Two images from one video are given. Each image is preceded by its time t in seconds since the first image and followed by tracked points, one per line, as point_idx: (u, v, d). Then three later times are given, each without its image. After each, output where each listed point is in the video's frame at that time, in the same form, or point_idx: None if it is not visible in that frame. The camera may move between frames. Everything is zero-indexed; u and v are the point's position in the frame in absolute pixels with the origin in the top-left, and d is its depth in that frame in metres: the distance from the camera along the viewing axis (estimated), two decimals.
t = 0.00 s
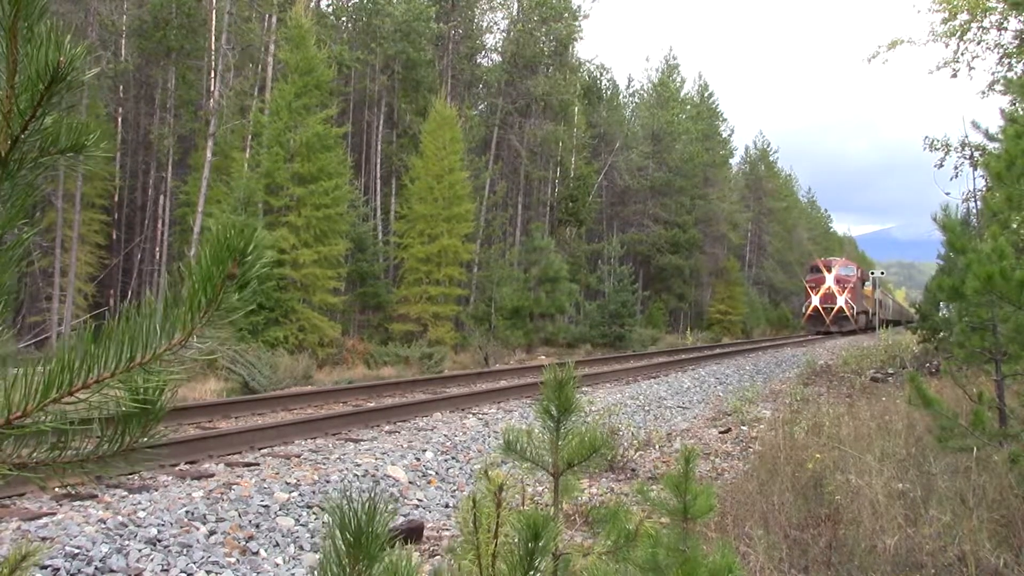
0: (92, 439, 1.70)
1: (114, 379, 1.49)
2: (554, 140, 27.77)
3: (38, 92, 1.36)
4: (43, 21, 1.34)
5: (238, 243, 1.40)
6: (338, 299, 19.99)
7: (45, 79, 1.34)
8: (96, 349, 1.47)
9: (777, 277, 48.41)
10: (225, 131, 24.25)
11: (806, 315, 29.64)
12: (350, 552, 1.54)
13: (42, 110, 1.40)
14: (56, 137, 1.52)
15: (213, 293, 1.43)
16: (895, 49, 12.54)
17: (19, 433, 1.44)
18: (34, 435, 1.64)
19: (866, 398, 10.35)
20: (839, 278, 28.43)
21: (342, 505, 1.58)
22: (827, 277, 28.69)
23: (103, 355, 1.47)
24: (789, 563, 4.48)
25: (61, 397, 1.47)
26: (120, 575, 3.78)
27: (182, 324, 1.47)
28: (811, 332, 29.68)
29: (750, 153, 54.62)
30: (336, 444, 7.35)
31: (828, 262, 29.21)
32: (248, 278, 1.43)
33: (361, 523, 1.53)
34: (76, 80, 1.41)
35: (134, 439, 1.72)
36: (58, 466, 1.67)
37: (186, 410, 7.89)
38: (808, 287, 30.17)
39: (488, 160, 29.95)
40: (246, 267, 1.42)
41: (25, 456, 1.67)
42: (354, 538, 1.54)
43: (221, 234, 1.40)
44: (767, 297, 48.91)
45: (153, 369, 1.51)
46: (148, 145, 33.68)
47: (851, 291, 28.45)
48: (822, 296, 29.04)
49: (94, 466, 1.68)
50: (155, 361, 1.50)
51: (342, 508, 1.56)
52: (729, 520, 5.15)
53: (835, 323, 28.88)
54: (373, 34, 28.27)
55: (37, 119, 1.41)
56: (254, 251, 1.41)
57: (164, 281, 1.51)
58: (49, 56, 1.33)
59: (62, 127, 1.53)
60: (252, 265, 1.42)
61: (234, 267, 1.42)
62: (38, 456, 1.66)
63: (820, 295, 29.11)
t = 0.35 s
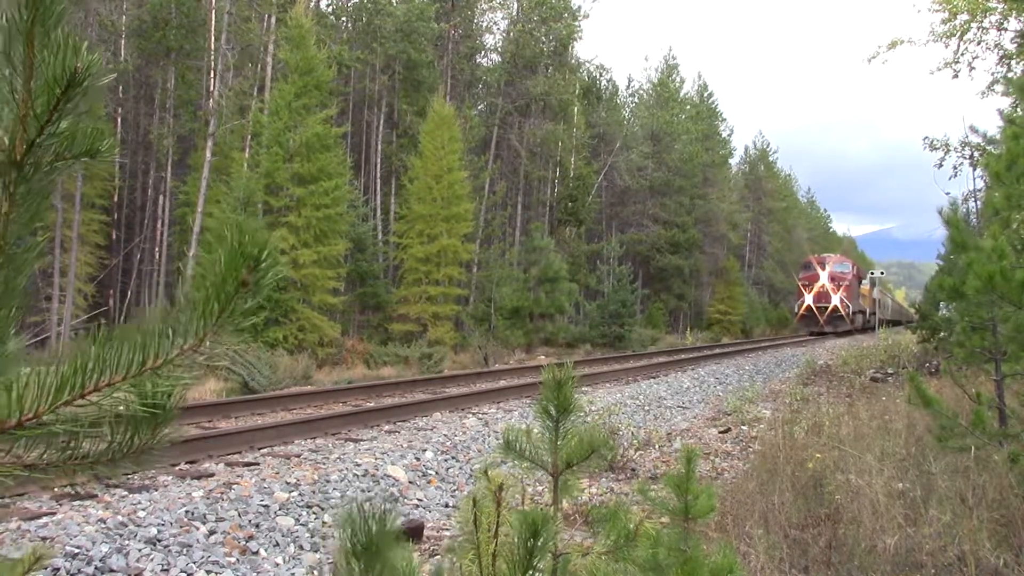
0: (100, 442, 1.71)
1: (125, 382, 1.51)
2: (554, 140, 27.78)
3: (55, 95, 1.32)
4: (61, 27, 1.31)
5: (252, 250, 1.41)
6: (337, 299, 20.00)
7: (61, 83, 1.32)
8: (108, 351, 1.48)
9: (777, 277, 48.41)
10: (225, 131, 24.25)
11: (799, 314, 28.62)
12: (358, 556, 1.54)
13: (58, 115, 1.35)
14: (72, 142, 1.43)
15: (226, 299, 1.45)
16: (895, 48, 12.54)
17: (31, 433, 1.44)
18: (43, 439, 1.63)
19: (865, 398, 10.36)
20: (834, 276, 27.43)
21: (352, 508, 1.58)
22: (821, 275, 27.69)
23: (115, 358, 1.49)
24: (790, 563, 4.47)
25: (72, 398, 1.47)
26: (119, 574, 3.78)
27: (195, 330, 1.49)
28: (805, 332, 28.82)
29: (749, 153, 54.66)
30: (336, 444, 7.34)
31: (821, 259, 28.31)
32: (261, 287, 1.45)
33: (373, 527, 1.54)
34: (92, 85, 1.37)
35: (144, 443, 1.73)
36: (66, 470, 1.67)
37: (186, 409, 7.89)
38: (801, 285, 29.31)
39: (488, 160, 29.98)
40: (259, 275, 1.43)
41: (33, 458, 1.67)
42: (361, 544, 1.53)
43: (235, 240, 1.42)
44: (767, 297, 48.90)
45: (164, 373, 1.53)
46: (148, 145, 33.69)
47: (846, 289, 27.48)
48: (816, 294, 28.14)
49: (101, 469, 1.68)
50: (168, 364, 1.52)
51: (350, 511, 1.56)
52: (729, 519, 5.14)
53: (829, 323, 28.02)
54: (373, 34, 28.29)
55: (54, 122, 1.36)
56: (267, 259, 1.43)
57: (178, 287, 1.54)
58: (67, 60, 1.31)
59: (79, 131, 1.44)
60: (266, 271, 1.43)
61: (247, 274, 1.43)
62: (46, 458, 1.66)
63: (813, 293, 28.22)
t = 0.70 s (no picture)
0: (94, 439, 1.70)
1: (117, 381, 1.48)
2: (554, 140, 27.74)
3: (42, 96, 1.35)
4: (46, 27, 1.32)
5: (242, 254, 1.42)
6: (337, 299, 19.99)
7: (48, 83, 1.33)
8: (100, 350, 1.46)
9: (777, 277, 48.41)
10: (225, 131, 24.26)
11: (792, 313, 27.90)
12: (354, 555, 1.54)
13: (44, 114, 1.38)
14: (61, 140, 1.47)
15: (217, 298, 1.44)
16: (896, 48, 12.52)
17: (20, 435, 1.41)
18: (36, 436, 1.62)
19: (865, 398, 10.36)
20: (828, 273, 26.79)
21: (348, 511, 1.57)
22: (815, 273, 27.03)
23: (108, 356, 1.47)
24: (790, 563, 4.48)
25: (64, 396, 1.45)
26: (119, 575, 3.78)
27: (186, 329, 1.47)
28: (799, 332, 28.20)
29: (749, 153, 54.68)
30: (336, 444, 7.35)
31: (816, 256, 27.81)
32: (251, 286, 1.44)
33: (366, 531, 1.52)
34: (78, 86, 1.39)
35: (137, 440, 1.72)
36: (60, 467, 1.66)
37: (186, 410, 7.89)
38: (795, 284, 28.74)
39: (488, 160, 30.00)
40: (249, 276, 1.43)
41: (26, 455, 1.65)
42: (360, 548, 1.52)
43: (226, 242, 1.42)
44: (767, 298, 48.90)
45: (156, 372, 1.50)
46: (148, 145, 33.69)
47: (840, 287, 26.84)
48: (810, 293, 27.58)
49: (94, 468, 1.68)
50: (160, 364, 1.50)
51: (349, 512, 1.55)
52: (729, 520, 5.13)
53: (823, 323, 27.42)
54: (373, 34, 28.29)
55: (41, 121, 1.39)
56: (256, 262, 1.44)
57: (168, 286, 1.53)
58: (54, 61, 1.32)
59: (65, 130, 1.48)
60: (255, 273, 1.44)
61: (237, 276, 1.43)
62: (41, 456, 1.64)
63: (807, 292, 27.66)
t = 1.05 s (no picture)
0: (83, 438, 1.70)
1: (102, 375, 1.48)
2: (554, 140, 27.74)
3: (16, 86, 1.38)
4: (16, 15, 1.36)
5: (225, 235, 1.40)
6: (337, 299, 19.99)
7: (21, 74, 1.37)
8: (83, 345, 1.47)
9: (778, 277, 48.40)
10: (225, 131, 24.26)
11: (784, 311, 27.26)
12: (341, 546, 1.53)
13: (20, 104, 1.42)
14: (41, 130, 1.53)
15: (201, 284, 1.42)
16: (896, 48, 12.52)
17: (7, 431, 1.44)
18: (21, 435, 1.63)
19: (865, 398, 10.36)
20: (821, 271, 26.22)
21: (333, 504, 1.55)
22: (808, 270, 26.45)
23: (90, 351, 1.47)
24: (789, 563, 4.49)
25: (50, 392, 1.47)
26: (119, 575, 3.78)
27: (169, 320, 1.47)
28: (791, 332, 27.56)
29: (749, 153, 54.72)
30: (336, 444, 7.35)
31: (809, 253, 27.22)
32: (236, 269, 1.43)
33: (352, 524, 1.51)
34: (53, 75, 1.42)
35: (126, 437, 1.72)
36: (51, 465, 1.66)
37: (186, 409, 7.90)
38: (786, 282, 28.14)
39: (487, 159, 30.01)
40: (232, 261, 1.41)
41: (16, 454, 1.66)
42: (347, 539, 1.51)
43: (207, 227, 1.41)
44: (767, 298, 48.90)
45: (142, 365, 1.50)
46: (148, 145, 33.70)
47: (834, 285, 26.27)
48: (802, 291, 26.95)
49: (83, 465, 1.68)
50: (145, 357, 1.49)
51: (333, 506, 1.54)
52: (729, 519, 5.13)
53: (816, 322, 26.78)
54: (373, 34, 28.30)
55: (15, 113, 1.42)
56: (241, 244, 1.41)
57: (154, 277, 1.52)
58: (26, 49, 1.35)
59: (43, 122, 1.53)
60: (240, 257, 1.41)
61: (221, 260, 1.41)
62: (28, 455, 1.65)
63: (800, 290, 27.03)
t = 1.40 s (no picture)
0: (85, 437, 1.71)
1: (104, 376, 1.48)
2: (554, 140, 27.73)
3: (19, 87, 1.38)
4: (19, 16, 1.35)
5: (225, 238, 1.41)
6: (337, 299, 19.98)
7: (25, 75, 1.37)
8: (84, 346, 1.47)
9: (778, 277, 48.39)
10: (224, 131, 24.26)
11: (774, 310, 26.30)
12: (345, 548, 1.53)
13: (23, 106, 1.42)
14: (44, 132, 1.52)
15: (202, 287, 1.43)
16: (896, 47, 12.52)
17: (10, 430, 1.44)
18: (23, 435, 1.63)
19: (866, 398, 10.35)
20: (814, 268, 25.34)
21: (334, 502, 1.55)
22: (801, 267, 25.56)
23: (91, 352, 1.47)
24: (790, 563, 4.49)
25: (52, 392, 1.46)
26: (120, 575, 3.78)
27: (172, 320, 1.47)
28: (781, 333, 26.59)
29: (749, 153, 54.76)
30: (336, 444, 7.35)
31: (801, 249, 26.34)
32: (237, 270, 1.44)
33: (353, 522, 1.52)
34: (57, 77, 1.42)
35: (126, 437, 1.72)
36: (51, 465, 1.66)
37: (186, 409, 7.89)
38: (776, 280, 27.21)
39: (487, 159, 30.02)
40: (233, 262, 1.42)
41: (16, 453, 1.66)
42: (349, 538, 1.51)
43: (208, 230, 1.41)
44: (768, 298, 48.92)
45: (145, 365, 1.50)
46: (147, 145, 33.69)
47: (828, 283, 25.39)
48: (794, 289, 25.96)
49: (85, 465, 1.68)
50: (146, 356, 1.50)
51: (333, 505, 1.54)
52: (729, 519, 5.11)
53: (808, 323, 25.86)
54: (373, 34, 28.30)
55: (19, 114, 1.43)
56: (242, 245, 1.42)
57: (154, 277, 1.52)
58: (27, 49, 1.35)
59: (45, 123, 1.52)
60: (240, 259, 1.43)
61: (221, 262, 1.42)
62: (31, 454, 1.65)
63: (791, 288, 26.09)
